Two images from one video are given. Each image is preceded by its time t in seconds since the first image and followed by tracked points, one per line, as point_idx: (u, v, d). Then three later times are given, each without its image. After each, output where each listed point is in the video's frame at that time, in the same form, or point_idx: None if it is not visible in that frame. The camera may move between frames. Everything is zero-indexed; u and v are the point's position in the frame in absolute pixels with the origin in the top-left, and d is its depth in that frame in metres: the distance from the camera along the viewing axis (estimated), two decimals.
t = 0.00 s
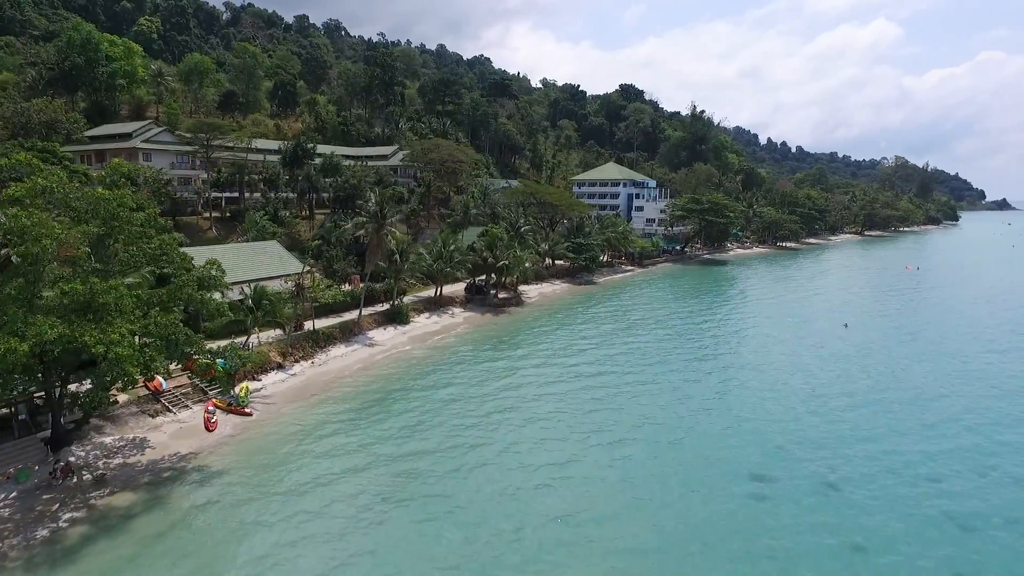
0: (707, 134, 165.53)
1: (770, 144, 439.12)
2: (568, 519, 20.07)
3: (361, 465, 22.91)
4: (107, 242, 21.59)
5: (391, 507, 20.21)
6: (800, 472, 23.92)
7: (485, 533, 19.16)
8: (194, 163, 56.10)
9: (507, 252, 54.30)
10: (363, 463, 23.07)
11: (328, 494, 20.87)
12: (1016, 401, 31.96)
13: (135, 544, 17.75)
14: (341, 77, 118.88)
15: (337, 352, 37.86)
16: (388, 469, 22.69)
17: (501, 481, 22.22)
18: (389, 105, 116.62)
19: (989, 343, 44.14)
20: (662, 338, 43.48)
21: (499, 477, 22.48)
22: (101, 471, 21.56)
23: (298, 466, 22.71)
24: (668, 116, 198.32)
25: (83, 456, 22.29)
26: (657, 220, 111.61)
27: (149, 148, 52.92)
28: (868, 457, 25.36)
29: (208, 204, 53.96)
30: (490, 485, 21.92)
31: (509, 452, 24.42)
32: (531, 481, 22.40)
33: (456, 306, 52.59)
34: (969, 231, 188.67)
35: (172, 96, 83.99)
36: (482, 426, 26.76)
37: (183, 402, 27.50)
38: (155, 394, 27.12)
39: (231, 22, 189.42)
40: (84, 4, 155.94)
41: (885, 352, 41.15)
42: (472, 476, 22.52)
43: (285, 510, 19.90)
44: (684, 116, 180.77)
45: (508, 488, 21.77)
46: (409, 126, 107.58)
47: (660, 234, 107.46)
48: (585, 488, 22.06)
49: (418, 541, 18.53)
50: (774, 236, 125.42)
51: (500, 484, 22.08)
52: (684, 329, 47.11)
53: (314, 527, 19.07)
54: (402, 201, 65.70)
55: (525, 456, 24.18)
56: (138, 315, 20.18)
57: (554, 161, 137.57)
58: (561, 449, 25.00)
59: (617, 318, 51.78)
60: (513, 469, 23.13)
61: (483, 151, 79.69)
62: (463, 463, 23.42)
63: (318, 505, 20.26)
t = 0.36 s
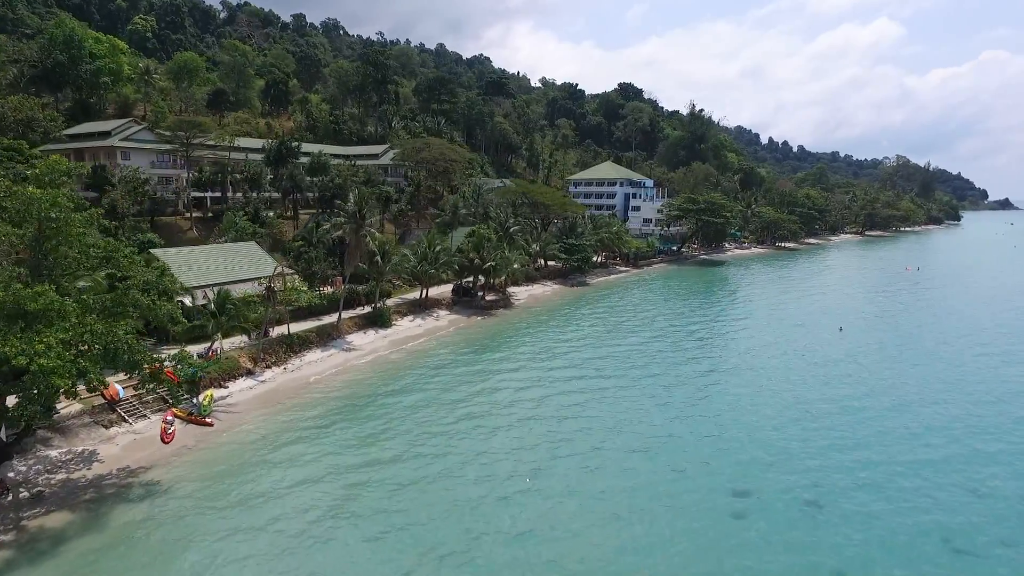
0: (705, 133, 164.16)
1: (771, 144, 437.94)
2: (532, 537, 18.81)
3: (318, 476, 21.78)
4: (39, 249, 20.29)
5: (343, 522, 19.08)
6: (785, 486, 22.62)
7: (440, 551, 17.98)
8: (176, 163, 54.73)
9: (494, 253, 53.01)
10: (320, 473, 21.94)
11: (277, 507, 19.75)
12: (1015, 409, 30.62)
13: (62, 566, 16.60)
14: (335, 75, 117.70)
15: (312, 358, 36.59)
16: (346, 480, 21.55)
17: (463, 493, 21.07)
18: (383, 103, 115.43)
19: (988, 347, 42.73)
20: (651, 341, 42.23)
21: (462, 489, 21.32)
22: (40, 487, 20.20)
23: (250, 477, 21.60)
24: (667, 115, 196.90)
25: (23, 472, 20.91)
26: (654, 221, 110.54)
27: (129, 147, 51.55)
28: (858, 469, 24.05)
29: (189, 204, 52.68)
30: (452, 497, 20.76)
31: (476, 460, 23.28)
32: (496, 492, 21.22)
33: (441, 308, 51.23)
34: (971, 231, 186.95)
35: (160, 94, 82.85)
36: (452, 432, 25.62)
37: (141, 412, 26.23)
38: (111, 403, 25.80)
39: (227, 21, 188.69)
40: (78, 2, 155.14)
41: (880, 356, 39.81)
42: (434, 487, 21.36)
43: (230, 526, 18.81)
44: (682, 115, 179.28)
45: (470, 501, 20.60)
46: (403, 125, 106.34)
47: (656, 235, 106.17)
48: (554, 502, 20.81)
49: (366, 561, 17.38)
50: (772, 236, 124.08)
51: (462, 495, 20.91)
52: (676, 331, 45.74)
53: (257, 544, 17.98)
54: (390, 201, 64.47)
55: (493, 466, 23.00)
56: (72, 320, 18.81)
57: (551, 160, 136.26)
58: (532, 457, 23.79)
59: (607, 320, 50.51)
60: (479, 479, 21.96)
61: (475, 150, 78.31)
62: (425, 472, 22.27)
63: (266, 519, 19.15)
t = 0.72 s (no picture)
0: (703, 132, 162.73)
1: (772, 144, 436.24)
2: (484, 557, 17.51)
3: (262, 488, 20.65)
4: None
5: (281, 539, 17.92)
6: (763, 500, 21.27)
7: (379, 572, 16.74)
8: (154, 162, 53.34)
9: (478, 254, 51.69)
10: (264, 486, 20.83)
11: (213, 523, 18.65)
12: (1011, 416, 29.19)
13: None
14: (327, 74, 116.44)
15: (281, 363, 35.30)
16: (292, 492, 20.41)
17: (414, 505, 19.87)
18: (376, 102, 114.11)
19: (985, 350, 41.26)
20: (636, 343, 40.95)
21: (415, 500, 20.13)
22: None
23: (191, 489, 20.53)
24: (666, 114, 195.37)
25: None
26: (649, 220, 109.14)
27: (104, 145, 50.17)
28: (842, 481, 22.68)
29: (167, 205, 51.33)
30: (402, 511, 19.55)
31: (432, 470, 22.09)
32: (450, 504, 20.02)
33: (424, 311, 49.80)
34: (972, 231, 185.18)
35: (146, 92, 81.54)
36: (413, 440, 24.44)
37: (89, 423, 24.92)
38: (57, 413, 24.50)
39: (223, 20, 187.58)
40: (71, 1, 154.07)
41: (872, 359, 38.46)
42: (383, 499, 20.19)
43: (161, 543, 17.71)
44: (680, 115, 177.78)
45: (421, 514, 19.39)
46: (395, 124, 104.96)
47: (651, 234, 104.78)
48: (513, 518, 19.45)
49: None
50: (770, 236, 122.57)
51: (413, 509, 19.70)
52: (662, 333, 44.48)
53: (185, 562, 16.88)
54: (375, 201, 63.16)
55: (450, 476, 21.79)
56: None
57: (547, 160, 134.84)
58: (493, 467, 22.57)
59: (594, 321, 49.19)
60: (434, 491, 20.73)
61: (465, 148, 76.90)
62: (377, 484, 21.10)
63: (198, 536, 18.04)
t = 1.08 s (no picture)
0: (701, 131, 161.37)
1: (773, 144, 434.42)
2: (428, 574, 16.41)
3: (202, 499, 19.72)
4: None
5: (219, 553, 17.01)
6: (735, 513, 20.07)
7: None
8: (132, 161, 52.03)
9: (462, 254, 50.39)
10: (205, 497, 19.90)
11: (143, 537, 17.76)
12: (1004, 420, 27.89)
13: None
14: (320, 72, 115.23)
15: (251, 367, 34.09)
16: (233, 504, 19.47)
17: (359, 517, 18.84)
18: (368, 100, 112.88)
19: (981, 351, 39.88)
20: (621, 343, 39.72)
21: (361, 512, 19.09)
22: None
23: (128, 500, 19.63)
24: (664, 113, 194.01)
25: None
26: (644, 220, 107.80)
27: (80, 144, 48.85)
28: (820, 492, 21.45)
29: (145, 205, 50.05)
30: (345, 524, 18.52)
31: (386, 479, 21.05)
32: (398, 516, 18.97)
33: (406, 313, 48.50)
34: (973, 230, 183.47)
35: (132, 89, 80.30)
36: (371, 448, 23.42)
37: (35, 433, 23.73)
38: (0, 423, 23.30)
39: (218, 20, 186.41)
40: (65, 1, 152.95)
41: (864, 361, 37.13)
42: (328, 511, 19.17)
43: (94, 556, 16.88)
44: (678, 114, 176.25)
45: (364, 527, 18.35)
46: (387, 123, 103.72)
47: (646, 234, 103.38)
48: (465, 533, 18.29)
49: None
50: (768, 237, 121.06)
51: (360, 522, 18.66)
52: (649, 333, 43.36)
53: None
54: (361, 201, 61.90)
55: (403, 485, 20.71)
56: None
57: (542, 159, 133.53)
58: (451, 475, 21.47)
59: (581, 321, 47.94)
60: (383, 502, 19.66)
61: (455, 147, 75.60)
62: (325, 495, 20.08)
63: (126, 550, 17.17)
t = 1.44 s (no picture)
0: (699, 129, 160.12)
1: (774, 143, 432.89)
2: None
3: (135, 513, 18.79)
4: None
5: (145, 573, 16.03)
6: (700, 527, 18.90)
7: None
8: (109, 161, 50.79)
9: (445, 255, 49.17)
10: (139, 511, 18.96)
11: (67, 553, 16.89)
12: (992, 426, 26.68)
13: None
14: (312, 71, 114.21)
15: (217, 373, 32.89)
16: (166, 519, 18.52)
17: (295, 533, 17.80)
18: (361, 99, 111.77)
19: (974, 351, 38.58)
20: (606, 343, 38.52)
21: (299, 527, 18.04)
22: None
23: (59, 512, 18.75)
24: (663, 112, 192.71)
25: None
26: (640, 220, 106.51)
27: (54, 142, 47.63)
28: (793, 504, 20.28)
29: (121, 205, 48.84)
30: (281, 539, 17.52)
31: (333, 491, 20.02)
32: (339, 531, 17.92)
33: (388, 316, 47.29)
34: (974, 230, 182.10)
35: (118, 88, 79.08)
36: (325, 457, 22.39)
37: None
38: None
39: (214, 18, 185.21)
40: None
41: (855, 361, 35.80)
42: (264, 526, 18.16)
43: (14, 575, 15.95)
44: (677, 112, 174.88)
45: (299, 544, 17.31)
46: (379, 121, 102.53)
47: (642, 234, 102.11)
48: (407, 550, 17.21)
49: None
50: (765, 236, 119.75)
51: (299, 537, 17.61)
52: (636, 332, 42.06)
53: None
54: (345, 201, 60.70)
55: (349, 498, 19.65)
56: None
57: (538, 158, 132.41)
58: (403, 486, 20.38)
59: (567, 322, 46.70)
60: (324, 516, 18.61)
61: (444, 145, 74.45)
62: (265, 508, 19.08)
63: (49, 568, 16.24)
